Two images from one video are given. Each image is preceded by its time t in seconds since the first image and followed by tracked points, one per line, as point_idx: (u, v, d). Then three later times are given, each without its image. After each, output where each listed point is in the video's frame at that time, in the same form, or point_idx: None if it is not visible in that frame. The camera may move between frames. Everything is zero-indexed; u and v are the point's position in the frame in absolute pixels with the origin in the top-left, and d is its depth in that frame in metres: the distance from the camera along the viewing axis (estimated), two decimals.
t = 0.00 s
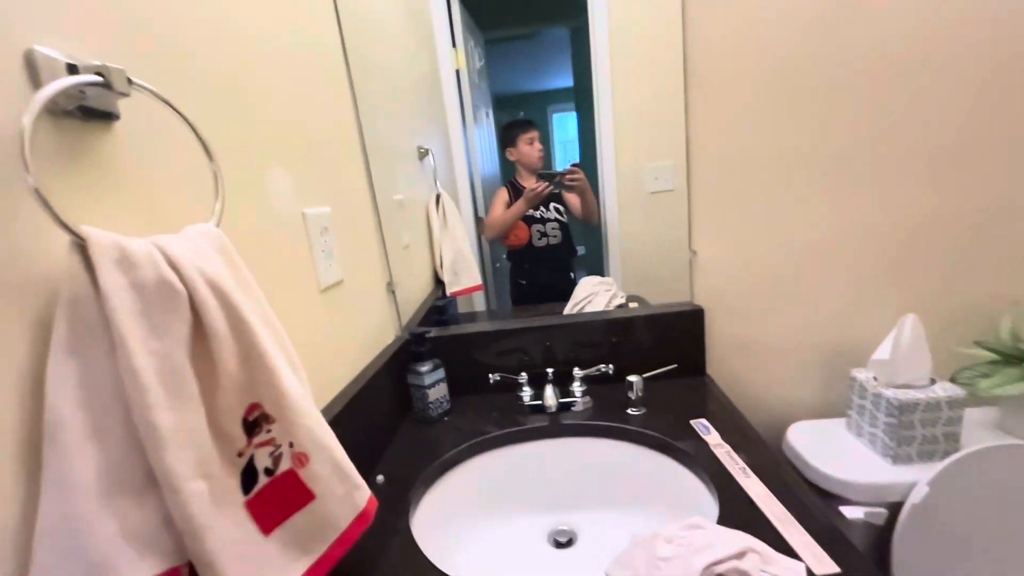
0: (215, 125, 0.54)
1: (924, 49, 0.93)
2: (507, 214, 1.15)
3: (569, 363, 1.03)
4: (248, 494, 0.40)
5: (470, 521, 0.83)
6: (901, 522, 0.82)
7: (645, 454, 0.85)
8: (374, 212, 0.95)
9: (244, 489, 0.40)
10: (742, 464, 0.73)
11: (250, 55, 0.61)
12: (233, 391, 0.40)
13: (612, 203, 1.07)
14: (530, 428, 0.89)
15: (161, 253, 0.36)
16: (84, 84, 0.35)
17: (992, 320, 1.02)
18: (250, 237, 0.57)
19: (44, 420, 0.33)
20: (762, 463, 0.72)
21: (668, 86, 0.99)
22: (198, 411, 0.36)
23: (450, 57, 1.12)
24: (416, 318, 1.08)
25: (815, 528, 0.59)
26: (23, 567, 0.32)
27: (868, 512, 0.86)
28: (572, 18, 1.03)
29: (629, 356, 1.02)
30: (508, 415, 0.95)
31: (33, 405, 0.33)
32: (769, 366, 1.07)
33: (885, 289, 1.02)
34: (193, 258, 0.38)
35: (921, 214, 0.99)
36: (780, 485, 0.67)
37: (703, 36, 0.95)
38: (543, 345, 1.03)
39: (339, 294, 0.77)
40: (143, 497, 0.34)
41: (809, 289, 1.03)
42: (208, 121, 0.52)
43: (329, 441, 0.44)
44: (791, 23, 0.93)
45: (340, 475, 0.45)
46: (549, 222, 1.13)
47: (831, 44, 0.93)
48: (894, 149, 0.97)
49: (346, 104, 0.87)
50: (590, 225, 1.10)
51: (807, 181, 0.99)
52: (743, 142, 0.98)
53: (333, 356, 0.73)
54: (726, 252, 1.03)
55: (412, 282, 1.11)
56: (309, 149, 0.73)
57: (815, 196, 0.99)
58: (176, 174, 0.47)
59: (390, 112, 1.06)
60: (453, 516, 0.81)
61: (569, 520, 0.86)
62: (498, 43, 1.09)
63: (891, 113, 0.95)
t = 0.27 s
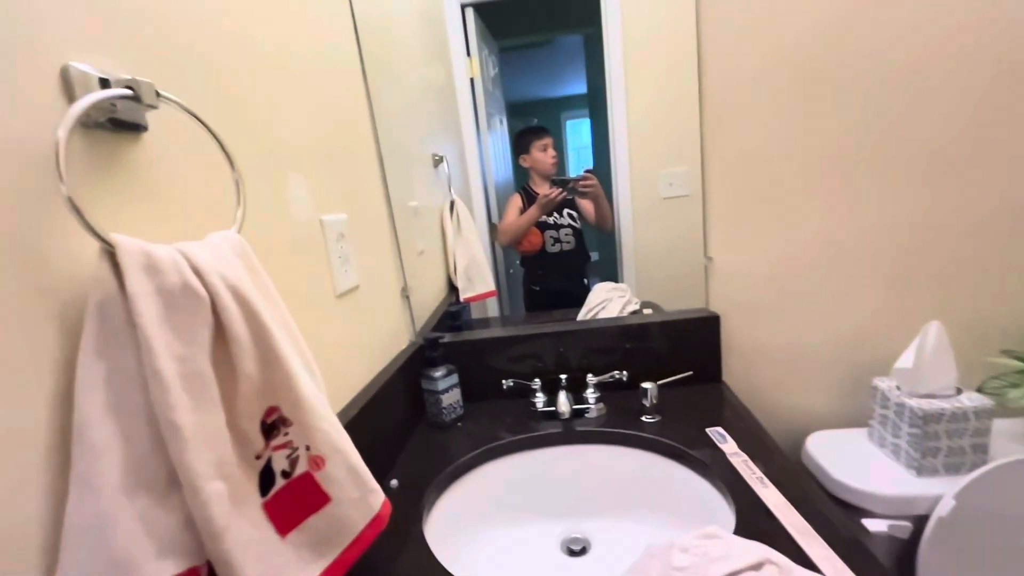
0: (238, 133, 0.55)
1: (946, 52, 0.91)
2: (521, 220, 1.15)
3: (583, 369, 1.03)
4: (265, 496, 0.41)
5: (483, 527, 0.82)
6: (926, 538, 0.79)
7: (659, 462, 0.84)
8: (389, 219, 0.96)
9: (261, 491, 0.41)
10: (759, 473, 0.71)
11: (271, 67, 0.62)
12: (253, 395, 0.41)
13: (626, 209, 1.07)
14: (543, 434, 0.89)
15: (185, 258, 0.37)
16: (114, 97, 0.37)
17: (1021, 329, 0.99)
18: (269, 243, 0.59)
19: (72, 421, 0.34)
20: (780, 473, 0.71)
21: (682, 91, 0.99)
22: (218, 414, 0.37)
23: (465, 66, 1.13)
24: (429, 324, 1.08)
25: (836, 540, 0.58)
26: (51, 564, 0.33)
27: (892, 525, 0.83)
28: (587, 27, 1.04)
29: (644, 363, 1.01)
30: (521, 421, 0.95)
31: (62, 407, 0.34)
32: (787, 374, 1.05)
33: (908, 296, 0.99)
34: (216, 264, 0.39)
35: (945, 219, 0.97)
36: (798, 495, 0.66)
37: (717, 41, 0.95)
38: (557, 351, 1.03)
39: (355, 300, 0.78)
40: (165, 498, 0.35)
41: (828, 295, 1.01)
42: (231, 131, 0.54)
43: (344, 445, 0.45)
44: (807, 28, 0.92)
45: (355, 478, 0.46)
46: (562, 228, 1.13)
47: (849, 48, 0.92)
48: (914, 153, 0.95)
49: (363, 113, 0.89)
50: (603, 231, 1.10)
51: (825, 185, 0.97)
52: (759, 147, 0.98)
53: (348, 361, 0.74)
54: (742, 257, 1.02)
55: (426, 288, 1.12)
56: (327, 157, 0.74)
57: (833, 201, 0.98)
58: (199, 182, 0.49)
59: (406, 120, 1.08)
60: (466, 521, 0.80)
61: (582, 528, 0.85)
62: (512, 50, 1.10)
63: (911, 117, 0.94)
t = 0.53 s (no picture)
0: (254, 138, 0.56)
1: (964, 49, 0.90)
2: (530, 221, 1.15)
3: (593, 371, 1.02)
4: (279, 494, 0.42)
5: (493, 527, 0.82)
6: (946, 546, 0.78)
7: (671, 464, 0.83)
8: (401, 220, 0.97)
9: (276, 489, 0.41)
10: (773, 476, 0.71)
11: (286, 72, 0.64)
12: (268, 395, 0.41)
13: (638, 209, 1.07)
14: (553, 435, 0.89)
15: (203, 260, 0.38)
16: (135, 103, 0.38)
17: None
18: (284, 245, 0.60)
19: (95, 419, 0.35)
20: (795, 477, 0.70)
21: (694, 92, 0.99)
22: (235, 413, 0.38)
23: (476, 68, 1.13)
24: (440, 325, 1.09)
25: (851, 546, 0.57)
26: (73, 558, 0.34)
27: (911, 531, 0.81)
28: (599, 27, 1.04)
29: (655, 365, 1.01)
30: (532, 422, 0.95)
31: (84, 405, 0.35)
32: (801, 376, 1.03)
33: (925, 298, 0.98)
34: (234, 266, 0.39)
35: (964, 219, 0.95)
36: (813, 499, 0.65)
37: (729, 41, 0.94)
38: (567, 352, 1.03)
39: (367, 300, 0.79)
40: (183, 494, 0.36)
41: (843, 297, 1.00)
42: (247, 135, 0.55)
43: (357, 444, 0.46)
44: (822, 26, 0.91)
45: (368, 478, 0.46)
46: (573, 229, 1.13)
47: (864, 46, 0.91)
48: (932, 153, 0.94)
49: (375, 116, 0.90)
50: (614, 232, 1.09)
51: (840, 185, 0.96)
52: (773, 148, 0.96)
53: (361, 361, 0.75)
54: (755, 258, 1.01)
55: (437, 289, 1.13)
56: (340, 160, 0.75)
57: (848, 201, 0.96)
58: (217, 186, 0.50)
59: (417, 122, 1.09)
60: (476, 522, 0.81)
61: (593, 530, 0.85)
62: (524, 52, 1.09)
63: (928, 116, 0.92)
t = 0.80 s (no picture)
0: (266, 138, 0.57)
1: (980, 44, 0.88)
2: (539, 219, 1.15)
3: (602, 369, 1.02)
4: (290, 490, 0.42)
5: (501, 525, 0.83)
6: (960, 545, 0.76)
7: (680, 463, 0.83)
8: (409, 219, 0.97)
9: (287, 484, 0.42)
10: (783, 476, 0.70)
11: (296, 73, 0.64)
12: (280, 392, 0.42)
13: (647, 207, 1.06)
14: (562, 434, 0.89)
15: (215, 259, 0.38)
16: (149, 105, 0.38)
17: None
18: (294, 244, 0.60)
19: (110, 416, 0.36)
20: (805, 477, 0.69)
21: (704, 90, 0.98)
22: (246, 410, 0.39)
23: (483, 67, 1.13)
24: (449, 323, 1.09)
25: (862, 546, 0.56)
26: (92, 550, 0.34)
27: (923, 532, 0.80)
28: (609, 24, 1.03)
29: (663, 364, 1.00)
30: (540, 421, 0.95)
31: (101, 401, 0.36)
32: (812, 376, 1.02)
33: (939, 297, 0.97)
34: (246, 265, 0.40)
35: (979, 217, 0.93)
36: (824, 499, 0.65)
37: (740, 37, 0.94)
38: (575, 351, 1.03)
39: (376, 299, 0.80)
40: (198, 489, 0.36)
41: (856, 295, 0.98)
42: (258, 136, 0.56)
43: (366, 441, 0.46)
44: (834, 21, 0.90)
45: (377, 474, 0.47)
46: (581, 227, 1.13)
47: (878, 41, 0.90)
48: (947, 149, 0.92)
49: (384, 115, 0.90)
50: (623, 230, 1.09)
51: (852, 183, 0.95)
52: (784, 145, 0.95)
53: (370, 359, 0.75)
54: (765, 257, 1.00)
55: (445, 287, 1.13)
56: (349, 159, 0.76)
57: (861, 198, 0.95)
58: (229, 186, 0.50)
59: (426, 121, 1.09)
60: (484, 519, 0.81)
61: (601, 528, 0.85)
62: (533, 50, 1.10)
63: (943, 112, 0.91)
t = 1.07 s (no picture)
0: (273, 136, 0.58)
1: (995, 37, 0.87)
2: (545, 217, 1.16)
3: (608, 367, 1.02)
4: (299, 485, 0.43)
5: (507, 522, 0.83)
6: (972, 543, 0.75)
7: (687, 461, 0.83)
8: (416, 217, 0.98)
9: (296, 480, 0.42)
10: (791, 475, 0.70)
11: (302, 71, 0.64)
12: (289, 389, 0.42)
13: (653, 205, 1.07)
14: (568, 431, 0.89)
15: (225, 257, 0.39)
16: (160, 105, 0.39)
17: None
18: (302, 242, 0.61)
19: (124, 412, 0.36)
20: (814, 476, 0.69)
21: (711, 86, 0.97)
22: (256, 407, 0.39)
23: (490, 64, 1.13)
24: (455, 321, 1.10)
25: (871, 546, 0.56)
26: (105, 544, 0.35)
27: (933, 533, 0.78)
28: (614, 20, 1.03)
29: (670, 362, 1.00)
30: (546, 418, 0.95)
31: (113, 398, 0.36)
32: (821, 374, 1.01)
33: (951, 295, 0.96)
34: (255, 263, 0.40)
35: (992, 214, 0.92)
36: (832, 498, 0.64)
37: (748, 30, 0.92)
38: (582, 348, 1.02)
39: (383, 296, 0.80)
40: (209, 485, 0.37)
41: (866, 293, 0.97)
42: (266, 135, 0.56)
43: (374, 437, 0.46)
44: (845, 15, 0.89)
45: (385, 470, 0.47)
46: (587, 225, 1.14)
47: (889, 35, 0.88)
48: (959, 145, 0.91)
49: (390, 113, 0.90)
50: (629, 227, 1.09)
51: (863, 179, 0.94)
52: (794, 141, 0.94)
53: (376, 357, 0.76)
54: (774, 254, 0.99)
55: (452, 285, 1.13)
56: (356, 157, 0.76)
57: (871, 195, 0.94)
58: (237, 185, 0.51)
59: (432, 119, 1.09)
60: (490, 516, 0.81)
61: (607, 526, 0.85)
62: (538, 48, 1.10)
63: (956, 107, 0.90)
